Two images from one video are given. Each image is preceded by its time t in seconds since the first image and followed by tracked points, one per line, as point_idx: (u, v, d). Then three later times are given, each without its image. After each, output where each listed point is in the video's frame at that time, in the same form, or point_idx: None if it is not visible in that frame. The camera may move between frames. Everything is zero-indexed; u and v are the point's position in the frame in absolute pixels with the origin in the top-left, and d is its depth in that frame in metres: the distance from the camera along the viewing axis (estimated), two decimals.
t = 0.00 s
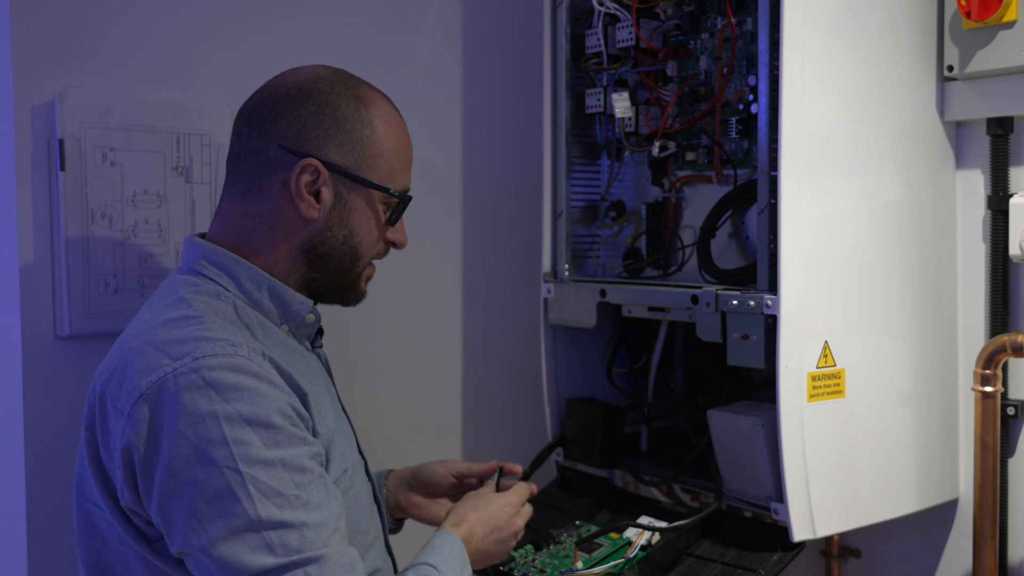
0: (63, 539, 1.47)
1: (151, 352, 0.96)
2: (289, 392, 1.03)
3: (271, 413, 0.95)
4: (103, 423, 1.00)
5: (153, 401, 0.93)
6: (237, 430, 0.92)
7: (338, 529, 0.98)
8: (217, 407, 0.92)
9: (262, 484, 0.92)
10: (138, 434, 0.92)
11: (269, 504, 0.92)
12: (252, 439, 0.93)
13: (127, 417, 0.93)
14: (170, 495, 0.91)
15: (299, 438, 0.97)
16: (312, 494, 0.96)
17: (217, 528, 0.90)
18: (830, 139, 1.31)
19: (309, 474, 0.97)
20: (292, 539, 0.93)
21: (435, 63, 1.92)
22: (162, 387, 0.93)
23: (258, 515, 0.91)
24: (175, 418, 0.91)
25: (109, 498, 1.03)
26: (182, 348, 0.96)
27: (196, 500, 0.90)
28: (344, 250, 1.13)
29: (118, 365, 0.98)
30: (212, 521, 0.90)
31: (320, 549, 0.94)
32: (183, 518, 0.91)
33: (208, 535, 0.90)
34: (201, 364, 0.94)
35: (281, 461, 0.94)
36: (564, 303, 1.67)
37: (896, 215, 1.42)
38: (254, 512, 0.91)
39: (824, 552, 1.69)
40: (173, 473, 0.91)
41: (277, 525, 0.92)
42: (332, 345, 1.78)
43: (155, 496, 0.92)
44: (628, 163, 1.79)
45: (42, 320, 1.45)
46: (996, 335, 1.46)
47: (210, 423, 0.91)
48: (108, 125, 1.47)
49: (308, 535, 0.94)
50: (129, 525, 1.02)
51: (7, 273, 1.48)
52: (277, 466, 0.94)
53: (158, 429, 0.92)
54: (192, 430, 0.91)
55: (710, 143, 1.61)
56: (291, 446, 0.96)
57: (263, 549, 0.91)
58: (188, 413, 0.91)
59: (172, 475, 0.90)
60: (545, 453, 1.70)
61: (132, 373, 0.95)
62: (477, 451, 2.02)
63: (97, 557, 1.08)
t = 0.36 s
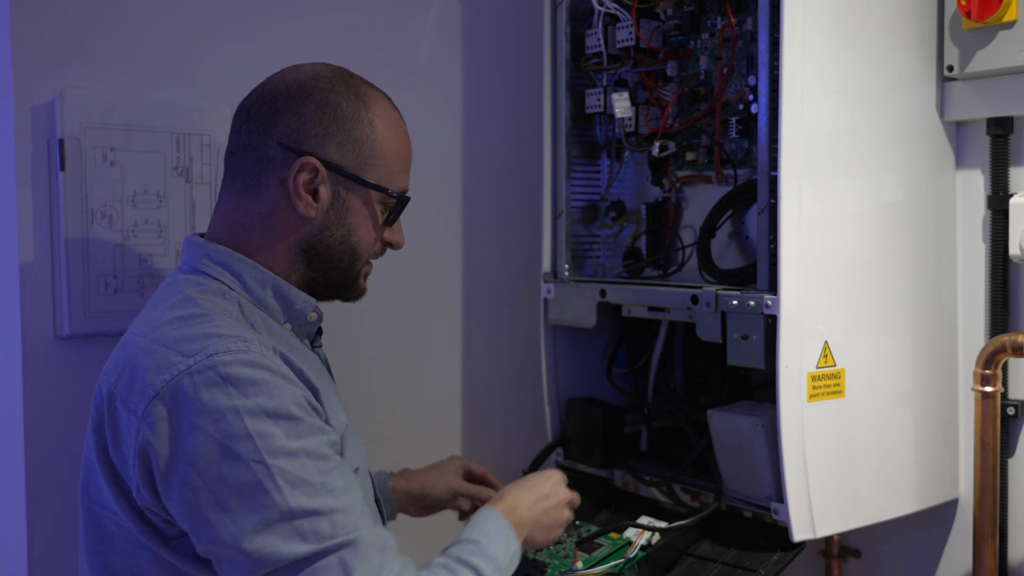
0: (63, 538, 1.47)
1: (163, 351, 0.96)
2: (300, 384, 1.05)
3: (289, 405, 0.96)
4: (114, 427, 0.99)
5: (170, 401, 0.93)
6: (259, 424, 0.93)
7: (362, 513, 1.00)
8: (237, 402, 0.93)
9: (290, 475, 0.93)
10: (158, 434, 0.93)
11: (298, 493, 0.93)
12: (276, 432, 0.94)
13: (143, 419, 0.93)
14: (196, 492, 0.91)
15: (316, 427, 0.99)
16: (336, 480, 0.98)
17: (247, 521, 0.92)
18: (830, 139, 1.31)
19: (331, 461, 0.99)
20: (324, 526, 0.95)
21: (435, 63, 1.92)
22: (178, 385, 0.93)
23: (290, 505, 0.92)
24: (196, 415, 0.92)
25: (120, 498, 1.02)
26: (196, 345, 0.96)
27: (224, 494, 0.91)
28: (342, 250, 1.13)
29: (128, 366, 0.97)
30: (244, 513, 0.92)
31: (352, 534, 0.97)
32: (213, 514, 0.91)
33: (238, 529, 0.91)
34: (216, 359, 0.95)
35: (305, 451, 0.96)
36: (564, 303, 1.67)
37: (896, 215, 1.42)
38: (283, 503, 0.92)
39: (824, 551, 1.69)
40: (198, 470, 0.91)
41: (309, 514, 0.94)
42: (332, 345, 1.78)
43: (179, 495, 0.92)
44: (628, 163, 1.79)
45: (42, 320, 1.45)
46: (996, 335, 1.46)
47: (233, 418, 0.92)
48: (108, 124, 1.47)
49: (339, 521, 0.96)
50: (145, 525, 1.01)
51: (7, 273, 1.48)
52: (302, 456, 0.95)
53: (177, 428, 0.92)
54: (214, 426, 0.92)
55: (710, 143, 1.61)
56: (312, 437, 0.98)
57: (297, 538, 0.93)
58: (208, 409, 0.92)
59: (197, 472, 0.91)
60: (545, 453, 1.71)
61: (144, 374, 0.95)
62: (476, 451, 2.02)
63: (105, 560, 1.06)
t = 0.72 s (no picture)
0: (63, 539, 1.47)
1: (176, 342, 0.99)
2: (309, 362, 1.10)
3: (307, 376, 1.02)
4: (127, 426, 1.00)
5: (192, 387, 0.96)
6: (288, 394, 0.98)
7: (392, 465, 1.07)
8: (263, 376, 0.97)
9: (327, 436, 0.98)
10: (184, 420, 0.96)
11: (339, 451, 0.99)
12: (306, 400, 0.99)
13: (167, 408, 0.96)
14: (236, 467, 0.95)
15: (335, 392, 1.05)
16: (365, 437, 1.04)
17: (297, 482, 0.96)
18: (830, 139, 1.31)
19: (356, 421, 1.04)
20: (369, 476, 1.00)
21: (435, 63, 1.92)
22: (198, 371, 0.96)
23: (333, 461, 0.98)
24: (222, 395, 0.96)
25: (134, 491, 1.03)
26: (209, 332, 0.99)
27: (266, 464, 0.96)
28: (338, 249, 1.13)
29: (140, 362, 0.99)
30: (291, 477, 0.96)
31: (395, 479, 1.02)
32: (258, 483, 0.95)
33: (289, 492, 0.96)
34: (233, 342, 0.99)
35: (333, 414, 1.01)
36: (564, 303, 1.67)
37: (896, 214, 1.42)
38: (328, 461, 0.97)
39: (824, 551, 1.69)
40: (236, 445, 0.95)
41: (354, 467, 0.99)
42: (333, 345, 1.78)
43: (218, 473, 0.95)
44: (628, 163, 1.79)
45: (42, 320, 1.45)
46: (996, 335, 1.46)
47: (262, 390, 0.97)
48: (108, 125, 1.47)
49: (382, 470, 1.02)
50: (166, 513, 1.03)
51: (7, 273, 1.48)
52: (333, 418, 1.00)
53: (202, 412, 0.95)
54: (242, 402, 0.96)
55: (710, 143, 1.61)
56: (336, 400, 1.03)
57: (345, 491, 0.98)
58: (234, 388, 0.96)
59: (238, 447, 0.95)
60: (546, 453, 1.69)
61: (159, 366, 0.98)
62: (477, 451, 2.02)
63: (114, 556, 1.06)
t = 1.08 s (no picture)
0: (63, 539, 1.47)
1: (176, 337, 1.00)
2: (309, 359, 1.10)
3: (306, 371, 1.02)
4: (127, 421, 1.00)
5: (191, 380, 0.96)
6: (287, 388, 0.98)
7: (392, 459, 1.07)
8: (262, 370, 0.98)
9: (325, 429, 0.99)
10: (184, 414, 0.96)
11: (337, 444, 0.99)
12: (304, 394, 0.99)
13: (167, 402, 0.96)
14: (234, 460, 0.95)
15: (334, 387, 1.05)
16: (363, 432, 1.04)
17: (296, 472, 0.96)
18: (829, 139, 1.31)
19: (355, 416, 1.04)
20: (367, 468, 1.00)
21: (435, 63, 1.92)
22: (198, 365, 0.97)
23: (331, 454, 0.98)
24: (222, 388, 0.96)
25: (134, 484, 1.03)
26: (209, 328, 1.00)
27: (264, 457, 0.96)
28: (339, 251, 1.13)
29: (141, 357, 0.99)
30: (288, 469, 0.96)
31: (393, 472, 1.02)
32: (256, 476, 0.95)
33: (287, 484, 0.96)
34: (233, 337, 0.99)
35: (332, 408, 1.01)
36: (564, 303, 1.67)
37: (896, 214, 1.42)
38: (326, 453, 0.97)
39: (824, 551, 1.70)
40: (234, 439, 0.95)
41: (351, 460, 0.99)
42: (333, 345, 1.78)
43: (217, 466, 0.95)
44: (628, 163, 1.79)
45: (42, 320, 1.45)
46: (996, 335, 1.46)
47: (262, 383, 0.97)
48: (108, 125, 1.47)
49: (379, 464, 1.02)
50: (164, 507, 1.03)
51: (7, 272, 1.48)
52: (331, 412, 1.01)
53: (201, 406, 0.96)
54: (241, 396, 0.96)
55: (710, 143, 1.61)
56: (334, 395, 1.03)
57: (343, 484, 0.98)
58: (234, 381, 0.96)
59: (237, 440, 0.95)
60: (546, 453, 1.70)
61: (160, 360, 0.98)
62: (477, 451, 2.02)
63: (115, 549, 1.06)
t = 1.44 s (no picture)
0: (64, 539, 1.47)
1: (183, 337, 1.00)
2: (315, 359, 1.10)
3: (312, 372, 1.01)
4: (133, 421, 1.00)
5: (197, 380, 0.96)
6: (292, 389, 0.98)
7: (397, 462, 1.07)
8: (267, 371, 0.97)
9: (329, 431, 0.98)
10: (190, 414, 0.96)
11: (342, 446, 0.98)
12: (309, 395, 0.99)
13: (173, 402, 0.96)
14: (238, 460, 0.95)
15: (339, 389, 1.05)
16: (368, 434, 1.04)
17: (301, 473, 0.96)
18: (830, 140, 1.31)
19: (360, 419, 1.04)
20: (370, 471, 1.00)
21: (434, 63, 1.92)
22: (204, 365, 0.97)
23: (334, 456, 0.97)
24: (227, 389, 0.96)
25: (140, 484, 1.03)
26: (215, 327, 1.00)
27: (269, 457, 0.96)
28: (339, 252, 1.13)
29: (148, 357, 1.00)
30: (292, 470, 0.96)
31: (397, 475, 1.02)
32: (261, 476, 0.95)
33: (292, 485, 0.96)
34: (239, 338, 0.99)
35: (336, 410, 1.01)
36: (564, 303, 1.67)
37: (897, 214, 1.42)
38: (330, 455, 0.97)
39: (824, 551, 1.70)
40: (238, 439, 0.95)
41: (355, 462, 0.99)
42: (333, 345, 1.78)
43: (222, 466, 0.95)
44: (628, 163, 1.79)
45: (42, 320, 1.45)
46: (996, 335, 1.46)
47: (268, 383, 0.97)
48: (108, 125, 1.47)
49: (383, 467, 1.01)
50: (167, 506, 1.03)
51: (7, 273, 1.48)
52: (335, 414, 1.00)
53: (207, 405, 0.96)
54: (247, 396, 0.96)
55: (710, 143, 1.62)
56: (339, 396, 1.03)
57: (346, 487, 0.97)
58: (239, 382, 0.96)
59: (241, 441, 0.95)
60: (546, 453, 1.69)
61: (166, 361, 0.98)
62: (477, 451, 2.02)
63: (121, 548, 1.06)
